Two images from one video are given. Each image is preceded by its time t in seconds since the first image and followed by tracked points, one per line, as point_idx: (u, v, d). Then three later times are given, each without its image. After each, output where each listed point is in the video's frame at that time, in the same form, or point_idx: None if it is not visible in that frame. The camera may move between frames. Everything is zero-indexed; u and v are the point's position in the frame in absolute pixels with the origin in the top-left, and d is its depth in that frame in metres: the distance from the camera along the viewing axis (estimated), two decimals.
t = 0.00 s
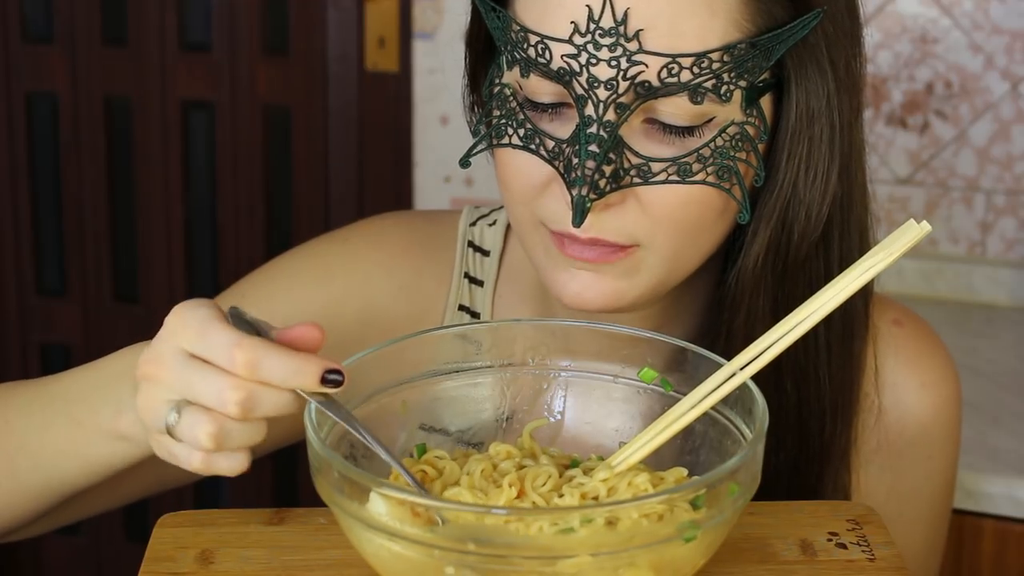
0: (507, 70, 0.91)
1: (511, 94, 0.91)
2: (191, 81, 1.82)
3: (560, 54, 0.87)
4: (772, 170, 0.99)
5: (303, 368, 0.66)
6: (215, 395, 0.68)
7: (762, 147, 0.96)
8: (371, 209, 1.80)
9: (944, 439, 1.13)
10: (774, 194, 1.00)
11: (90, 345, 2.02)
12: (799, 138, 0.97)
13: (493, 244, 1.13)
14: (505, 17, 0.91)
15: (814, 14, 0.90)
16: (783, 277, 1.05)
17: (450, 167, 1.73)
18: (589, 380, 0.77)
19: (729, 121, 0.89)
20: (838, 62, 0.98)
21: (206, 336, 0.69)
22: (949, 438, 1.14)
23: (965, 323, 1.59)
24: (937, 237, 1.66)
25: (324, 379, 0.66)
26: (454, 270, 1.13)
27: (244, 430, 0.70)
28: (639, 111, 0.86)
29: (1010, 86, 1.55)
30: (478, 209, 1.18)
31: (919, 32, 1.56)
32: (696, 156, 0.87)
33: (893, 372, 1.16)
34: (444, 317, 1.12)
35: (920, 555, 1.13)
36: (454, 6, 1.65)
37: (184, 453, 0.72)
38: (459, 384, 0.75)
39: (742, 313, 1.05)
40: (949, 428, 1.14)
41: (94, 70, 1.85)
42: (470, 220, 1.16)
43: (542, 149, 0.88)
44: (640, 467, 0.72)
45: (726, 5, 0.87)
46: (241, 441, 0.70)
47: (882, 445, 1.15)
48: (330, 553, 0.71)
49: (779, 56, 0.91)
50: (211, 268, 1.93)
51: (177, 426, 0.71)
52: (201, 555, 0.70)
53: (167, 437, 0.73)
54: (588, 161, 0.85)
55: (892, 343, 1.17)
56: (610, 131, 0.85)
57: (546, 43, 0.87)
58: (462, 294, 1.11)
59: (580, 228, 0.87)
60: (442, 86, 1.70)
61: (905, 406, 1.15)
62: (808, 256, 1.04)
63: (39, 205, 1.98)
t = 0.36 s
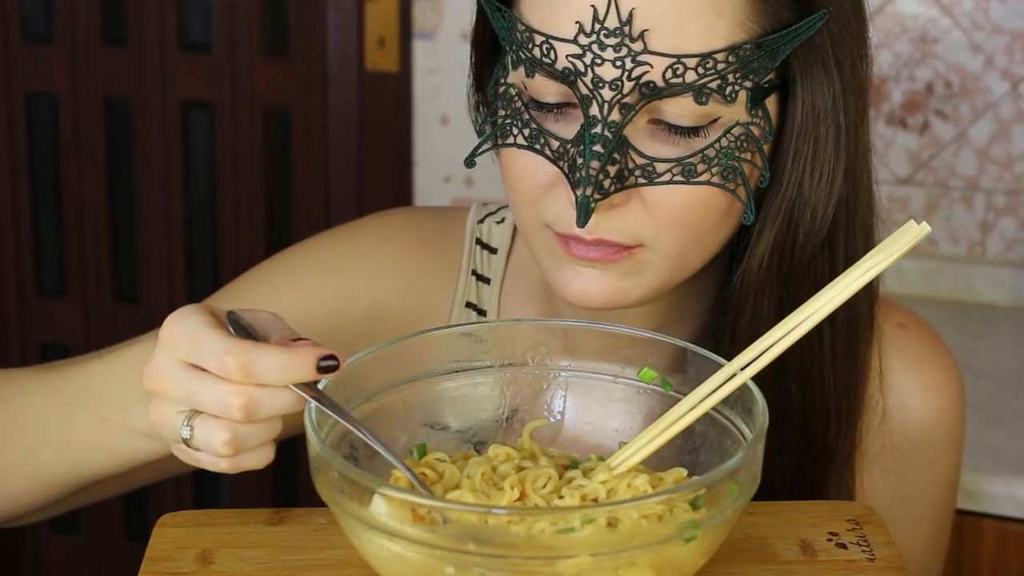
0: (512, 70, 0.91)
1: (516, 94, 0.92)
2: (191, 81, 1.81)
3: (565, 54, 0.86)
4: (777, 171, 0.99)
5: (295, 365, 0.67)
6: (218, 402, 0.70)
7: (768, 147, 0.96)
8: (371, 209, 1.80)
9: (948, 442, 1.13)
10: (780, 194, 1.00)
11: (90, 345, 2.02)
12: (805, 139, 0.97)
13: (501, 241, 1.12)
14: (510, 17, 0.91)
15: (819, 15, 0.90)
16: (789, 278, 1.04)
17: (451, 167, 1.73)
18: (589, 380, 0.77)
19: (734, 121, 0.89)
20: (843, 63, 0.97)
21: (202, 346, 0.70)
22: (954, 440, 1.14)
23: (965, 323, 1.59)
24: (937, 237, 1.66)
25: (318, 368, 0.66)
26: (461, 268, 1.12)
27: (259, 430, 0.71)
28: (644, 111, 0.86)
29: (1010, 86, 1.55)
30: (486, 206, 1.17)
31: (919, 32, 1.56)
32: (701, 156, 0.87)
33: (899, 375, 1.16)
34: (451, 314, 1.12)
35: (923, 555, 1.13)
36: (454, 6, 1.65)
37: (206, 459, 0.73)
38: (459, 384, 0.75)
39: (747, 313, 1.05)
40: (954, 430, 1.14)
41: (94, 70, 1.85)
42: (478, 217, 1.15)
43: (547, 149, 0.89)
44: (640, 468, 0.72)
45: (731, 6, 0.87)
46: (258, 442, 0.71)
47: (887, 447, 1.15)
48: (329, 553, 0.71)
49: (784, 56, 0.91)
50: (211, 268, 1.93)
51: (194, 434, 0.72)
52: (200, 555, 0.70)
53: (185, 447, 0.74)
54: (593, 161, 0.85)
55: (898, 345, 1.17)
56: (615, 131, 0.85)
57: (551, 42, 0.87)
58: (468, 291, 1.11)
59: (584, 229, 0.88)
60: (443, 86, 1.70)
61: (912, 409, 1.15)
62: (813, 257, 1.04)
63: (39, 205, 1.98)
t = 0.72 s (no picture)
0: (517, 66, 0.91)
1: (521, 90, 0.91)
2: (191, 81, 1.81)
3: (571, 48, 0.87)
4: (782, 167, 1.00)
5: (280, 368, 0.68)
6: (212, 412, 0.70)
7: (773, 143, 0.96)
8: (371, 209, 1.80)
9: (951, 443, 1.14)
10: (786, 190, 1.00)
11: (90, 345, 2.02)
12: (810, 136, 0.98)
13: (502, 244, 1.12)
14: (515, 12, 0.91)
15: (825, 10, 0.90)
16: (795, 275, 1.04)
17: (450, 167, 1.73)
18: (589, 380, 0.77)
19: (739, 117, 0.89)
20: (849, 59, 0.98)
21: (188, 360, 0.70)
22: (958, 441, 1.14)
23: (965, 323, 1.59)
24: (937, 237, 1.66)
25: (302, 366, 0.67)
26: (463, 270, 1.12)
27: (258, 437, 0.71)
28: (649, 105, 0.86)
29: (1010, 86, 1.55)
30: (487, 209, 1.17)
31: (919, 32, 1.56)
32: (706, 151, 0.87)
33: (903, 377, 1.16)
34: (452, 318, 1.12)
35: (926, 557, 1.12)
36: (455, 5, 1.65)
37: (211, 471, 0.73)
38: (459, 385, 0.75)
39: (753, 310, 1.05)
40: (959, 433, 1.14)
41: (93, 70, 1.85)
42: (479, 220, 1.15)
43: (553, 144, 0.89)
44: (641, 469, 0.72)
45: None
46: (258, 449, 0.71)
47: (891, 447, 1.15)
48: (329, 553, 0.71)
49: (790, 52, 0.91)
50: (211, 268, 1.93)
51: (195, 446, 0.72)
52: (200, 555, 0.70)
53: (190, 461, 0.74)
54: (599, 155, 0.85)
55: (903, 348, 1.18)
56: (621, 125, 0.85)
57: (556, 37, 0.87)
58: (470, 294, 1.11)
59: (590, 223, 0.88)
60: (443, 86, 1.70)
61: (916, 410, 1.15)
62: (819, 254, 1.04)
63: (39, 205, 1.98)
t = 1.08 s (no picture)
0: (514, 60, 0.92)
1: (517, 85, 0.92)
2: (191, 81, 1.81)
3: (563, 40, 0.87)
4: (779, 162, 0.99)
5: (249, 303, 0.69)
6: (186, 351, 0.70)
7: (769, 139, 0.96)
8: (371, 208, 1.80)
9: (953, 446, 1.13)
10: (781, 187, 1.00)
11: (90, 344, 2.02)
12: (806, 131, 0.97)
13: (502, 244, 1.12)
14: (512, 6, 0.91)
15: (822, 2, 0.92)
16: (792, 272, 1.04)
17: (450, 167, 1.73)
18: (589, 380, 0.77)
19: (734, 111, 0.89)
20: (846, 54, 0.97)
21: (153, 302, 0.70)
22: (959, 445, 1.14)
23: (965, 323, 1.59)
24: (937, 237, 1.66)
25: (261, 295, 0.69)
26: (463, 270, 1.12)
27: (235, 378, 0.71)
28: (642, 97, 0.86)
29: (1010, 86, 1.55)
30: (487, 209, 1.17)
31: (919, 32, 1.56)
32: (700, 145, 0.87)
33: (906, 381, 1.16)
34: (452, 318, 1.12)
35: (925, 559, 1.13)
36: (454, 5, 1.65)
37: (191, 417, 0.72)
38: (459, 385, 0.75)
39: (749, 308, 1.05)
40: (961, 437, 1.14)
41: (93, 70, 1.85)
42: (479, 220, 1.15)
43: (546, 137, 0.89)
44: (641, 469, 0.72)
45: None
46: (237, 389, 0.71)
47: (892, 450, 1.15)
48: (330, 553, 0.71)
49: (785, 46, 0.92)
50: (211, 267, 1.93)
51: (171, 390, 0.71)
52: (201, 555, 0.70)
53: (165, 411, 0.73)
54: (589, 147, 0.85)
55: (909, 353, 1.18)
56: (612, 117, 0.85)
57: (549, 29, 0.88)
58: (470, 295, 1.11)
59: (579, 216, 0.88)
60: (443, 86, 1.70)
61: (918, 414, 1.15)
62: (816, 251, 1.04)
63: (39, 205, 1.98)
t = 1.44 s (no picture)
0: (506, 63, 0.92)
1: (509, 88, 0.92)
2: (191, 80, 1.81)
3: (552, 42, 0.87)
4: (772, 164, 0.99)
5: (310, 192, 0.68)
6: (264, 248, 0.65)
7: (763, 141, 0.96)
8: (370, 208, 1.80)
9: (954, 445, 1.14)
10: (776, 188, 0.99)
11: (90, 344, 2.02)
12: (799, 133, 0.97)
13: (502, 244, 1.13)
14: (503, 8, 0.92)
15: (814, 3, 0.92)
16: (786, 276, 1.04)
17: (451, 167, 1.73)
18: (589, 380, 0.77)
19: (727, 112, 0.89)
20: (840, 55, 0.97)
21: (217, 205, 0.66)
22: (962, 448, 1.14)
23: (965, 323, 1.59)
24: (937, 237, 1.66)
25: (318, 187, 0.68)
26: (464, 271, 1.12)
27: (312, 268, 0.68)
28: (632, 100, 0.86)
29: (1010, 86, 1.55)
30: (485, 209, 1.19)
31: (919, 32, 1.56)
32: (692, 148, 0.87)
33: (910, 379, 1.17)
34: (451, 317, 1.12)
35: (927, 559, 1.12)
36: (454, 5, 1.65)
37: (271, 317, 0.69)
38: (459, 385, 0.75)
39: (745, 312, 1.05)
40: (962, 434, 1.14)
41: (93, 70, 1.85)
42: (478, 220, 1.17)
43: (537, 140, 0.89)
44: (641, 468, 0.72)
45: None
46: (315, 279, 0.69)
47: (893, 448, 1.15)
48: (329, 553, 0.71)
49: (779, 47, 0.91)
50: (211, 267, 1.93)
51: (245, 293, 0.67)
52: (201, 555, 0.70)
53: (236, 319, 0.69)
54: (579, 150, 0.85)
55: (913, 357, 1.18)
56: (602, 120, 0.85)
57: (539, 31, 0.87)
58: (471, 295, 1.10)
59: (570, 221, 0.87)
60: (443, 86, 1.70)
61: (920, 414, 1.15)
62: (812, 254, 1.04)
63: (40, 204, 1.98)
